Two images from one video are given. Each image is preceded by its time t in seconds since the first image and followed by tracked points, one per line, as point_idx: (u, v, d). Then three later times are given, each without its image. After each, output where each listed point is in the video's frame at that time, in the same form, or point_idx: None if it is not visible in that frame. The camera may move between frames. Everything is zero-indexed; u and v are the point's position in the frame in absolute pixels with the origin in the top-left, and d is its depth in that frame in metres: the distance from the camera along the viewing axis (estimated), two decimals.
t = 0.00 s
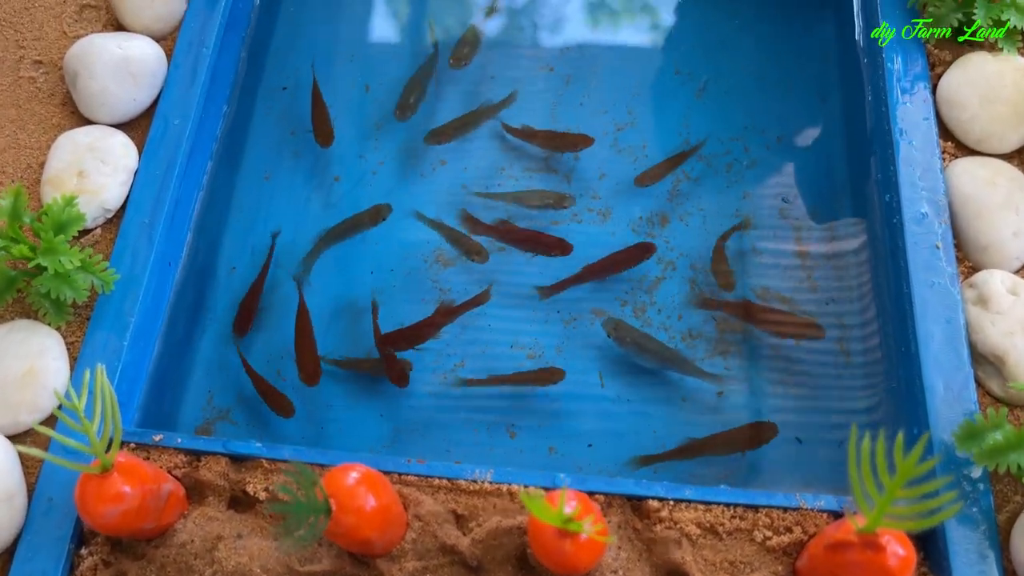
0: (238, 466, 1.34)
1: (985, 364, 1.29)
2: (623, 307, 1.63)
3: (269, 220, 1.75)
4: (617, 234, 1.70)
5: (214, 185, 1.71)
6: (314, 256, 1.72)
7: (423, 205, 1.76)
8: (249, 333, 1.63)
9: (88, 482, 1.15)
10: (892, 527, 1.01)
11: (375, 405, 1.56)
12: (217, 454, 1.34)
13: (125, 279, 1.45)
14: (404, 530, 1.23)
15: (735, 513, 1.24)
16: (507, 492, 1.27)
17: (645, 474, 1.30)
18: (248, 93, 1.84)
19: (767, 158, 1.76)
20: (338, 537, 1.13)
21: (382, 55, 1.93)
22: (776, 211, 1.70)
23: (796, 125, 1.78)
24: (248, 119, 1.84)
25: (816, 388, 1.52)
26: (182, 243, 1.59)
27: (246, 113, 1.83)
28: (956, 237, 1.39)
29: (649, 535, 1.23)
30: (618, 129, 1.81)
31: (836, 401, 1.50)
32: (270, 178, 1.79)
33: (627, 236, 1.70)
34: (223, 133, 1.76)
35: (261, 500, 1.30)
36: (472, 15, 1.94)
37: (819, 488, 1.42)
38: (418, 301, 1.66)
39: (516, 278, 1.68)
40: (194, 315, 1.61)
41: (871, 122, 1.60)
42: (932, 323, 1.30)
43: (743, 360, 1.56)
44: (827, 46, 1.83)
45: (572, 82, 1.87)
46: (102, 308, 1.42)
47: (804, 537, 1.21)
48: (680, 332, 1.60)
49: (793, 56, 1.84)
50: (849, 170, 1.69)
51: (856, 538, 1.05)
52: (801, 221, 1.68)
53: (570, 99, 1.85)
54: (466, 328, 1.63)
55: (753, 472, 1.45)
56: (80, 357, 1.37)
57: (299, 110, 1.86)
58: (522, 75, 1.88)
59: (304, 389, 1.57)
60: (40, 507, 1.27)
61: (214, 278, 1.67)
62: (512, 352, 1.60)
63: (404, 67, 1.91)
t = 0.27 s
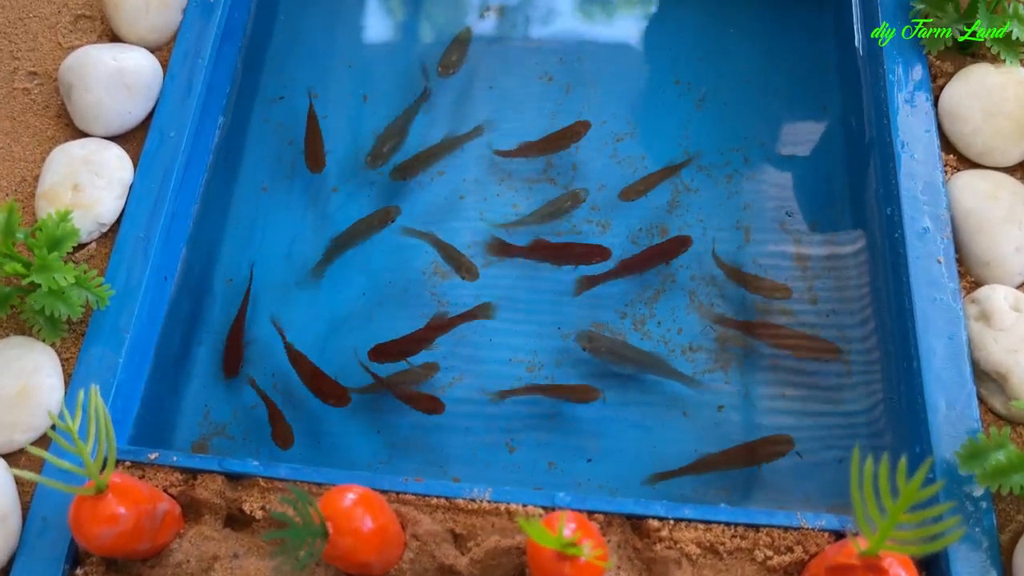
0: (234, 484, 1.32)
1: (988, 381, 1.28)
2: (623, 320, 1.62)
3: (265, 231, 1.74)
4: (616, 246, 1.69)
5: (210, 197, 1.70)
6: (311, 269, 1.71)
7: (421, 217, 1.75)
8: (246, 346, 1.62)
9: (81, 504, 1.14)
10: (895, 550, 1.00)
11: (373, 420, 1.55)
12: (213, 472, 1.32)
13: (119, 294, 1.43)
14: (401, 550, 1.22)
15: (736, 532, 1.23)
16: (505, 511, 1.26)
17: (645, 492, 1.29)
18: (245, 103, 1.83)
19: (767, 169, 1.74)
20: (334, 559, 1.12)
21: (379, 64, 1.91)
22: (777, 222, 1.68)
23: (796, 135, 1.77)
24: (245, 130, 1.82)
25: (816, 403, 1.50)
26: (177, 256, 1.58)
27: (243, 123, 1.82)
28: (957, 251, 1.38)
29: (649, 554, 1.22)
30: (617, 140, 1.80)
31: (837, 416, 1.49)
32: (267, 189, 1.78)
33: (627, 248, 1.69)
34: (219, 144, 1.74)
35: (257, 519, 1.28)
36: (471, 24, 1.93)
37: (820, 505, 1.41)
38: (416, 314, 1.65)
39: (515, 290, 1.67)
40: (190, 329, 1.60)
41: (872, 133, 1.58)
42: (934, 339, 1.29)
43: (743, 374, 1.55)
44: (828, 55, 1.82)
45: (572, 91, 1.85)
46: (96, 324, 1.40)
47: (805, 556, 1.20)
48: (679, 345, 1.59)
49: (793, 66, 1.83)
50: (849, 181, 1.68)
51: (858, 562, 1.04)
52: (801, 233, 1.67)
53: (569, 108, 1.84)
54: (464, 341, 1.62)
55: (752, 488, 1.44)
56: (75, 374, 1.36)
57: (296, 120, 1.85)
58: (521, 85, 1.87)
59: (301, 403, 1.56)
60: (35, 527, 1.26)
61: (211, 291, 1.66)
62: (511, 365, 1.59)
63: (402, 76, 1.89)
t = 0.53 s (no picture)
0: (229, 506, 1.32)
1: (985, 402, 1.28)
2: (619, 336, 1.62)
3: (261, 247, 1.73)
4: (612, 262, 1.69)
5: (206, 213, 1.69)
6: (307, 286, 1.70)
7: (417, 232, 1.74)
8: (242, 364, 1.62)
9: (76, 530, 1.14)
10: None
11: (369, 438, 1.55)
12: (208, 494, 1.31)
13: (114, 314, 1.43)
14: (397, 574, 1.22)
15: (732, 555, 1.23)
16: (501, 534, 1.25)
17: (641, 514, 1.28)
18: (241, 118, 1.83)
19: (764, 183, 1.74)
20: None
21: (375, 78, 1.91)
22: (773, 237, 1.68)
23: (793, 149, 1.76)
24: (241, 145, 1.82)
25: (813, 420, 1.50)
26: (172, 274, 1.57)
27: (239, 138, 1.82)
28: (954, 270, 1.38)
29: None
30: (614, 154, 1.79)
31: (834, 435, 1.48)
32: (263, 205, 1.77)
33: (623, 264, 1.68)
34: (215, 159, 1.74)
35: (253, 542, 1.28)
36: (467, 38, 1.92)
37: (816, 524, 1.41)
38: (412, 331, 1.65)
39: (511, 306, 1.66)
40: (185, 347, 1.60)
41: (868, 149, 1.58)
42: (931, 359, 1.28)
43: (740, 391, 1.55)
44: (825, 68, 1.81)
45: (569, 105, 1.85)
46: (91, 344, 1.40)
47: None
48: (676, 362, 1.58)
49: (791, 79, 1.83)
50: (846, 196, 1.67)
51: None
52: (799, 248, 1.66)
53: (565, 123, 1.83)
54: (460, 358, 1.61)
55: (748, 506, 1.44)
56: (69, 396, 1.36)
57: (292, 134, 1.85)
58: (517, 99, 1.86)
59: (297, 421, 1.56)
60: (29, 551, 1.25)
61: (206, 307, 1.66)
62: (507, 383, 1.58)
63: (398, 90, 1.89)
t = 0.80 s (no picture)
0: (230, 522, 1.31)
1: (990, 416, 1.27)
2: (620, 347, 1.61)
3: (261, 258, 1.73)
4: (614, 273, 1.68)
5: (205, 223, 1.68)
6: (307, 297, 1.69)
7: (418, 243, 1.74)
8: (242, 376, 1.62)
9: (74, 548, 1.13)
10: None
11: (369, 451, 1.54)
12: (208, 510, 1.30)
13: (113, 327, 1.42)
14: None
15: (736, 571, 1.22)
16: (503, 550, 1.24)
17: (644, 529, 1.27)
18: (240, 127, 1.82)
19: (766, 192, 1.73)
20: None
21: (375, 86, 1.90)
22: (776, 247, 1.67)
23: (796, 157, 1.75)
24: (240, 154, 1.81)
25: (816, 432, 1.49)
26: (172, 285, 1.56)
27: (238, 148, 1.81)
28: (958, 281, 1.38)
29: None
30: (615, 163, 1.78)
31: (837, 447, 1.47)
32: (262, 215, 1.76)
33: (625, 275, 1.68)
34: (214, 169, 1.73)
35: (253, 558, 1.27)
36: (467, 46, 1.91)
37: (819, 537, 1.40)
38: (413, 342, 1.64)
39: (512, 318, 1.65)
40: (184, 359, 1.59)
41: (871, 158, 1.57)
42: (936, 372, 1.27)
43: (743, 403, 1.54)
44: (828, 76, 1.80)
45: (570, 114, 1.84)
46: (90, 358, 1.39)
47: None
48: (678, 374, 1.57)
49: (793, 87, 1.82)
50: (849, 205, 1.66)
51: None
52: (801, 258, 1.65)
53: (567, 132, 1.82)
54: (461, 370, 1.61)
55: (752, 519, 1.43)
56: (68, 411, 1.35)
57: (291, 143, 1.84)
58: (517, 107, 1.85)
59: (297, 434, 1.55)
60: (28, 568, 1.24)
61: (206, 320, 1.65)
62: (508, 395, 1.57)
63: (398, 99, 1.88)
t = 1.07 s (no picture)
0: (234, 534, 1.30)
1: (1000, 425, 1.26)
2: (626, 354, 1.60)
3: (264, 265, 1.72)
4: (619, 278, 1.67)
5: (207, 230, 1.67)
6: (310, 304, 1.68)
7: (420, 249, 1.72)
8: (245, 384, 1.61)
9: (79, 562, 1.12)
10: None
11: (374, 460, 1.53)
12: (212, 522, 1.29)
13: (115, 337, 1.41)
14: None
15: None
16: (509, 563, 1.24)
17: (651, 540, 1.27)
18: (241, 133, 1.80)
19: (771, 197, 1.72)
20: None
21: (377, 91, 1.88)
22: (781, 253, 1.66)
23: (801, 162, 1.74)
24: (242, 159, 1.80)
25: (823, 440, 1.48)
26: (174, 294, 1.55)
27: (240, 153, 1.80)
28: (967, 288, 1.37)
29: None
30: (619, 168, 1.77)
31: (844, 454, 1.46)
32: (264, 221, 1.75)
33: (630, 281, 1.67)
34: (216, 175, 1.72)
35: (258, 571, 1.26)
36: (469, 50, 1.90)
37: (826, 545, 1.39)
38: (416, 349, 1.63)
39: (517, 324, 1.64)
40: (187, 368, 1.58)
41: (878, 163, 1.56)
42: (944, 382, 1.26)
43: (749, 410, 1.53)
44: (833, 79, 1.79)
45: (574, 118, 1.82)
46: (91, 369, 1.38)
47: None
48: (684, 381, 1.57)
49: (797, 90, 1.80)
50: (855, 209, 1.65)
51: None
52: (807, 263, 1.64)
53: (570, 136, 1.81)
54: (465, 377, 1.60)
55: (759, 528, 1.42)
56: (70, 423, 1.34)
57: (293, 148, 1.83)
58: (521, 112, 1.84)
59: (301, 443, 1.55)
60: None
61: (209, 328, 1.64)
62: (513, 402, 1.56)
63: (400, 104, 1.87)
